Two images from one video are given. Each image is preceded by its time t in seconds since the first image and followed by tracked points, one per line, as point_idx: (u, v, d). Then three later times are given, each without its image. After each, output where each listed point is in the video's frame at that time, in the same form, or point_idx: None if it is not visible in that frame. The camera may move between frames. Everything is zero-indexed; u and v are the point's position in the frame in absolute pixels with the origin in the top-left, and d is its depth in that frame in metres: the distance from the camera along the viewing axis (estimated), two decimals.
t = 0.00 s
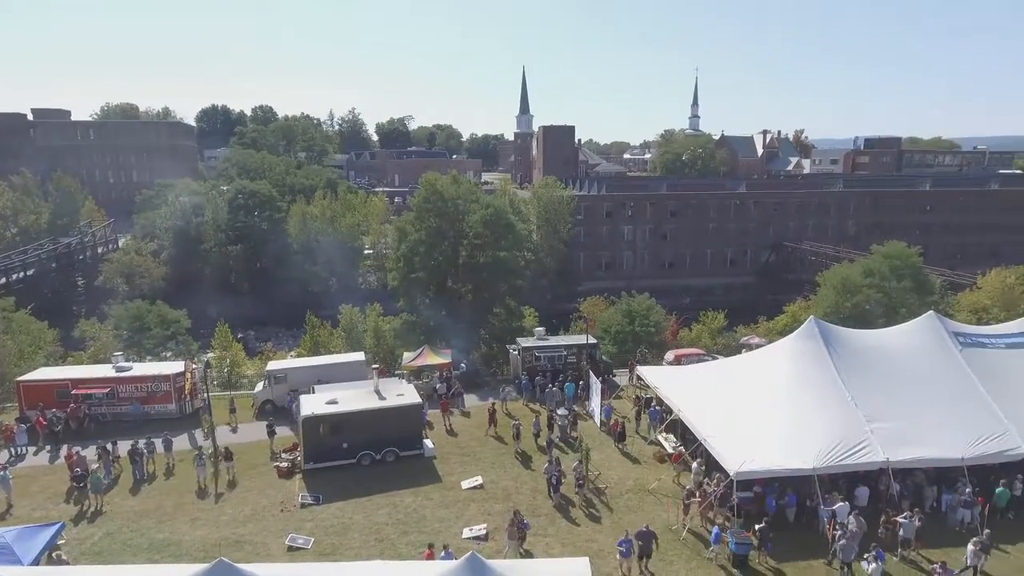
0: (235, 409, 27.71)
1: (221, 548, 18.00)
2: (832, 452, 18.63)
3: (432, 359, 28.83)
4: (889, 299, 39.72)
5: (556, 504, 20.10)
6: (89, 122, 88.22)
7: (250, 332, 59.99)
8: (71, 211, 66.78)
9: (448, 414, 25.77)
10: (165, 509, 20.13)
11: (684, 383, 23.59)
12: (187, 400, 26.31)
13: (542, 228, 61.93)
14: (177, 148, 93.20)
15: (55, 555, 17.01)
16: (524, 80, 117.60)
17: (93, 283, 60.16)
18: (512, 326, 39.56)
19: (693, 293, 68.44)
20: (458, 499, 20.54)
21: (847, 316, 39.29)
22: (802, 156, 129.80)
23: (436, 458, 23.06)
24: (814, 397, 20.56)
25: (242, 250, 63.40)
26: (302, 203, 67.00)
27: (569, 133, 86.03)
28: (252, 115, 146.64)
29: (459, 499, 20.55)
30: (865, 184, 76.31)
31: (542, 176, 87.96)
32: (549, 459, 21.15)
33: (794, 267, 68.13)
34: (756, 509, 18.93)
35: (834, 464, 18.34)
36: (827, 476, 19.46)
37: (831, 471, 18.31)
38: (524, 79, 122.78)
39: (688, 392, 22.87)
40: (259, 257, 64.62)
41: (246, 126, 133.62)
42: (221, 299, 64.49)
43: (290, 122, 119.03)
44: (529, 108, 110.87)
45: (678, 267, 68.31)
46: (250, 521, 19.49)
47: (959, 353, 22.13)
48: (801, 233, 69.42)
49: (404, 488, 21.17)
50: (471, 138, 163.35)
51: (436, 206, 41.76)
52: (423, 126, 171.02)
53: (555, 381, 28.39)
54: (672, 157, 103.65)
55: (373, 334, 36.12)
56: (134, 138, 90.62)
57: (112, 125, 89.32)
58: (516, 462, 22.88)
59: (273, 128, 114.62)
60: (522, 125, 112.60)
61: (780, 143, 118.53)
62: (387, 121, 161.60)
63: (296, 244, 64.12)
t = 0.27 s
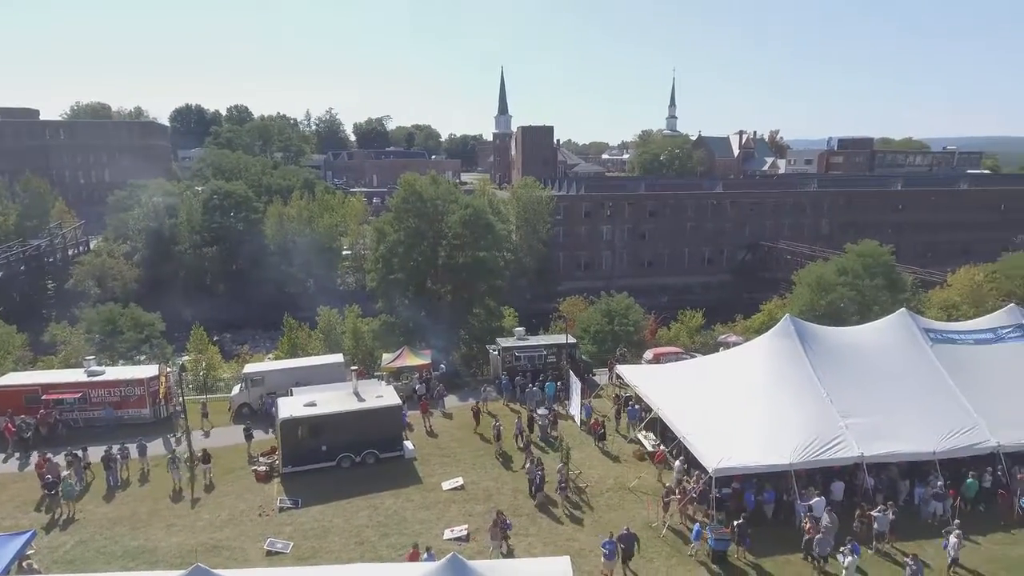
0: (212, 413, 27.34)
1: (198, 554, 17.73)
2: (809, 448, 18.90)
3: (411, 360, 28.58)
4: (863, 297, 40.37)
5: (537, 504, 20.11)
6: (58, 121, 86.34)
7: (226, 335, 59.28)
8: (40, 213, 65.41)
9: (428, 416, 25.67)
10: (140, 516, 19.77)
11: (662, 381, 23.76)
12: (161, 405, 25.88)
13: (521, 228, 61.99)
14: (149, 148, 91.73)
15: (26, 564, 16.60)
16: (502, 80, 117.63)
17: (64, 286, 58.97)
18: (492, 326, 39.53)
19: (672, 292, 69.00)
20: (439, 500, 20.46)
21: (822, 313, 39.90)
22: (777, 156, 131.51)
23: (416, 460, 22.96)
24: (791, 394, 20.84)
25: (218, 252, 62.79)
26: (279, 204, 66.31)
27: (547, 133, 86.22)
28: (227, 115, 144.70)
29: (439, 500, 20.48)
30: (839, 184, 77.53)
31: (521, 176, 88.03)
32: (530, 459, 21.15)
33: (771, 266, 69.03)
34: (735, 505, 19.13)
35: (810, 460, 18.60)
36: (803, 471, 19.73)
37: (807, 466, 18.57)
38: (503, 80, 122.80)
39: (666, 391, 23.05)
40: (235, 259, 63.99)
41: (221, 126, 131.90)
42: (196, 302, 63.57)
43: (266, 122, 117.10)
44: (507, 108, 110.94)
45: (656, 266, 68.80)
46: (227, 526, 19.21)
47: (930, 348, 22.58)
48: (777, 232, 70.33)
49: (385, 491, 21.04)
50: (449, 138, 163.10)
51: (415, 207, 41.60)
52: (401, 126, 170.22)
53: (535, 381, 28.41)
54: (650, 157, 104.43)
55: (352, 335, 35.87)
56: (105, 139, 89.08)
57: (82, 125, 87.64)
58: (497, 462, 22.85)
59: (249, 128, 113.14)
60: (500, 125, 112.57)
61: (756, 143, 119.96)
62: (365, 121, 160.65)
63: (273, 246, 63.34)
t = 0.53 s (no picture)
0: (179, 418, 26.80)
1: (167, 562, 17.34)
2: (778, 442, 19.24)
3: (383, 361, 28.17)
4: (828, 294, 41.23)
5: (512, 504, 20.12)
6: (15, 121, 84.23)
7: (194, 338, 58.17)
8: None
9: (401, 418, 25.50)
10: (104, 526, 19.25)
11: (635, 379, 23.97)
12: (126, 411, 25.26)
13: (493, 228, 62.00)
14: (111, 148, 89.32)
15: None
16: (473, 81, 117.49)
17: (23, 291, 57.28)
18: (465, 327, 39.44)
19: (643, 291, 69.65)
20: (413, 502, 20.32)
21: (789, 310, 40.69)
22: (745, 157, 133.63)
23: (390, 463, 22.78)
24: (760, 390, 21.19)
25: (183, 254, 61.41)
26: (247, 204, 65.24)
27: (519, 133, 86.25)
28: (192, 114, 141.97)
29: (413, 502, 20.34)
30: (805, 184, 79.11)
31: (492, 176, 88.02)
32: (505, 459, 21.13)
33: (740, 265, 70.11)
34: (707, 500, 19.38)
35: (779, 454, 18.94)
36: (773, 466, 20.07)
37: (777, 461, 18.90)
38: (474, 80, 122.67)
39: (639, 388, 23.26)
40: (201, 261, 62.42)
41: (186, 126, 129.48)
42: (162, 305, 62.29)
43: (232, 121, 114.55)
44: (479, 108, 110.87)
45: (628, 265, 69.38)
46: (196, 534, 18.82)
47: (893, 343, 23.17)
48: (745, 231, 71.49)
49: (358, 494, 20.82)
50: (420, 138, 162.40)
51: (387, 207, 41.30)
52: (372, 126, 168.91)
53: (508, 381, 28.43)
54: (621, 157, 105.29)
55: (323, 338, 35.48)
56: (65, 138, 86.78)
57: (40, 124, 85.37)
58: (471, 462, 22.79)
59: (214, 127, 110.46)
60: (472, 125, 112.41)
61: (724, 144, 121.78)
62: (334, 121, 159.13)
63: (241, 248, 62.10)
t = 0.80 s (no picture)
0: (154, 423, 26.37)
1: (142, 570, 17.03)
2: (756, 439, 19.46)
3: (362, 362, 27.94)
4: (803, 292, 41.79)
5: (493, 504, 20.09)
6: None
7: (168, 342, 57.31)
8: None
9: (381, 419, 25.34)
10: (76, 533, 18.85)
11: (614, 378, 24.08)
12: (99, 416, 24.77)
13: (472, 228, 61.92)
14: (81, 148, 87.51)
15: None
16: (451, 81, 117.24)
17: None
18: (444, 327, 39.32)
19: (622, 290, 70.08)
20: (393, 504, 20.20)
21: (766, 308, 41.21)
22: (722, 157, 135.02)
23: (369, 465, 22.63)
24: (738, 387, 21.41)
25: (157, 256, 60.30)
26: (222, 205, 64.36)
27: (498, 133, 86.10)
28: (165, 114, 139.79)
29: (393, 504, 20.22)
30: (780, 184, 80.18)
31: (471, 177, 87.86)
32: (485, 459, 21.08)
33: (717, 264, 70.87)
34: (686, 496, 19.55)
35: (757, 450, 19.16)
36: (750, 462, 20.31)
37: (755, 457, 19.12)
38: (452, 80, 122.40)
39: (618, 387, 23.37)
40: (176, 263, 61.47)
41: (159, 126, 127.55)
42: (136, 308, 61.27)
43: (207, 121, 113.09)
44: (457, 108, 110.67)
45: (607, 265, 69.70)
46: (172, 540, 18.51)
47: (866, 340, 23.57)
48: (722, 230, 72.26)
49: (337, 497, 20.64)
50: (398, 138, 161.70)
51: (364, 208, 40.99)
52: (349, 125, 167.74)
53: (488, 381, 28.40)
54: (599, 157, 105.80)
55: (301, 340, 35.15)
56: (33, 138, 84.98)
57: (7, 123, 83.58)
58: (451, 464, 22.71)
59: (188, 127, 109.45)
60: (450, 125, 112.12)
61: (701, 144, 122.96)
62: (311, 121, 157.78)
63: (216, 250, 61.12)
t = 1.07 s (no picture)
0: (121, 429, 25.77)
1: None
2: (729, 435, 19.73)
3: (336, 365, 27.66)
4: (773, 290, 42.45)
5: (470, 506, 20.04)
6: None
7: (134, 347, 56.09)
8: None
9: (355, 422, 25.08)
10: (40, 544, 18.32)
11: (589, 377, 24.20)
12: (63, 423, 24.11)
13: (446, 229, 61.68)
14: (40, 147, 85.19)
15: None
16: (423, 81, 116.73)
17: None
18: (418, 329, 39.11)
19: (596, 290, 70.51)
20: (368, 508, 20.01)
21: (737, 307, 41.80)
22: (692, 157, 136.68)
23: (344, 468, 22.38)
24: (710, 385, 21.68)
25: (122, 258, 58.77)
26: (189, 206, 63.11)
27: (470, 132, 85.83)
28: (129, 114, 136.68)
29: (369, 507, 20.04)
30: (749, 184, 81.41)
31: (443, 177, 87.50)
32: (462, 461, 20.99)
33: (688, 263, 71.73)
34: (660, 493, 19.73)
35: (730, 446, 19.42)
36: (723, 458, 20.58)
37: (727, 453, 19.38)
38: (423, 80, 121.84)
39: (593, 387, 23.50)
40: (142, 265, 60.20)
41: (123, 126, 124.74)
42: (100, 312, 59.85)
43: (173, 121, 111.06)
44: (429, 108, 110.19)
45: (580, 265, 70.02)
46: (141, 548, 18.08)
47: (834, 337, 24.05)
48: (693, 230, 73.11)
49: (312, 501, 20.38)
50: (370, 139, 160.44)
51: (336, 208, 40.50)
52: (320, 125, 165.98)
53: (463, 382, 28.30)
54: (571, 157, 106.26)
55: (273, 342, 34.65)
56: None
57: None
58: (427, 466, 22.58)
59: (153, 128, 107.83)
60: (422, 125, 111.59)
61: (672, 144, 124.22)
62: (280, 121, 155.79)
63: (184, 253, 59.78)
